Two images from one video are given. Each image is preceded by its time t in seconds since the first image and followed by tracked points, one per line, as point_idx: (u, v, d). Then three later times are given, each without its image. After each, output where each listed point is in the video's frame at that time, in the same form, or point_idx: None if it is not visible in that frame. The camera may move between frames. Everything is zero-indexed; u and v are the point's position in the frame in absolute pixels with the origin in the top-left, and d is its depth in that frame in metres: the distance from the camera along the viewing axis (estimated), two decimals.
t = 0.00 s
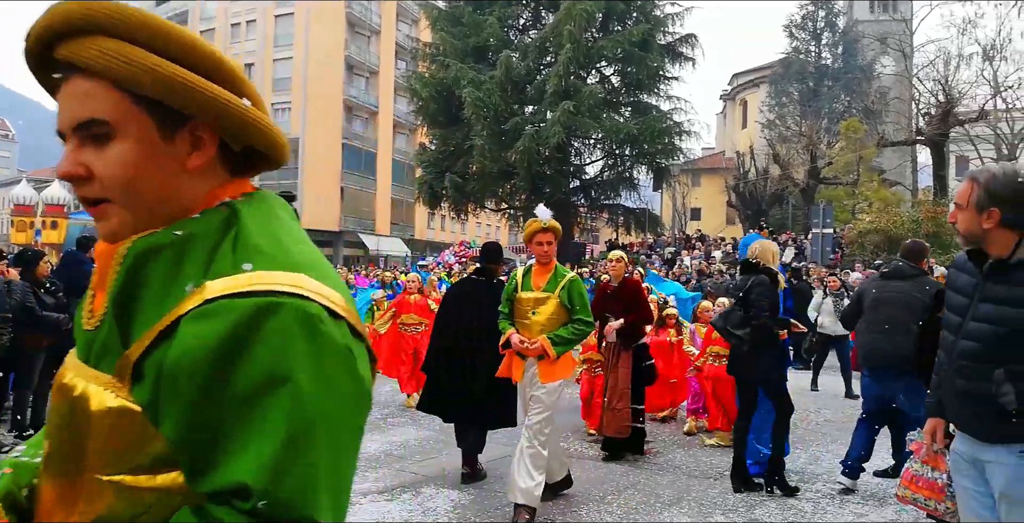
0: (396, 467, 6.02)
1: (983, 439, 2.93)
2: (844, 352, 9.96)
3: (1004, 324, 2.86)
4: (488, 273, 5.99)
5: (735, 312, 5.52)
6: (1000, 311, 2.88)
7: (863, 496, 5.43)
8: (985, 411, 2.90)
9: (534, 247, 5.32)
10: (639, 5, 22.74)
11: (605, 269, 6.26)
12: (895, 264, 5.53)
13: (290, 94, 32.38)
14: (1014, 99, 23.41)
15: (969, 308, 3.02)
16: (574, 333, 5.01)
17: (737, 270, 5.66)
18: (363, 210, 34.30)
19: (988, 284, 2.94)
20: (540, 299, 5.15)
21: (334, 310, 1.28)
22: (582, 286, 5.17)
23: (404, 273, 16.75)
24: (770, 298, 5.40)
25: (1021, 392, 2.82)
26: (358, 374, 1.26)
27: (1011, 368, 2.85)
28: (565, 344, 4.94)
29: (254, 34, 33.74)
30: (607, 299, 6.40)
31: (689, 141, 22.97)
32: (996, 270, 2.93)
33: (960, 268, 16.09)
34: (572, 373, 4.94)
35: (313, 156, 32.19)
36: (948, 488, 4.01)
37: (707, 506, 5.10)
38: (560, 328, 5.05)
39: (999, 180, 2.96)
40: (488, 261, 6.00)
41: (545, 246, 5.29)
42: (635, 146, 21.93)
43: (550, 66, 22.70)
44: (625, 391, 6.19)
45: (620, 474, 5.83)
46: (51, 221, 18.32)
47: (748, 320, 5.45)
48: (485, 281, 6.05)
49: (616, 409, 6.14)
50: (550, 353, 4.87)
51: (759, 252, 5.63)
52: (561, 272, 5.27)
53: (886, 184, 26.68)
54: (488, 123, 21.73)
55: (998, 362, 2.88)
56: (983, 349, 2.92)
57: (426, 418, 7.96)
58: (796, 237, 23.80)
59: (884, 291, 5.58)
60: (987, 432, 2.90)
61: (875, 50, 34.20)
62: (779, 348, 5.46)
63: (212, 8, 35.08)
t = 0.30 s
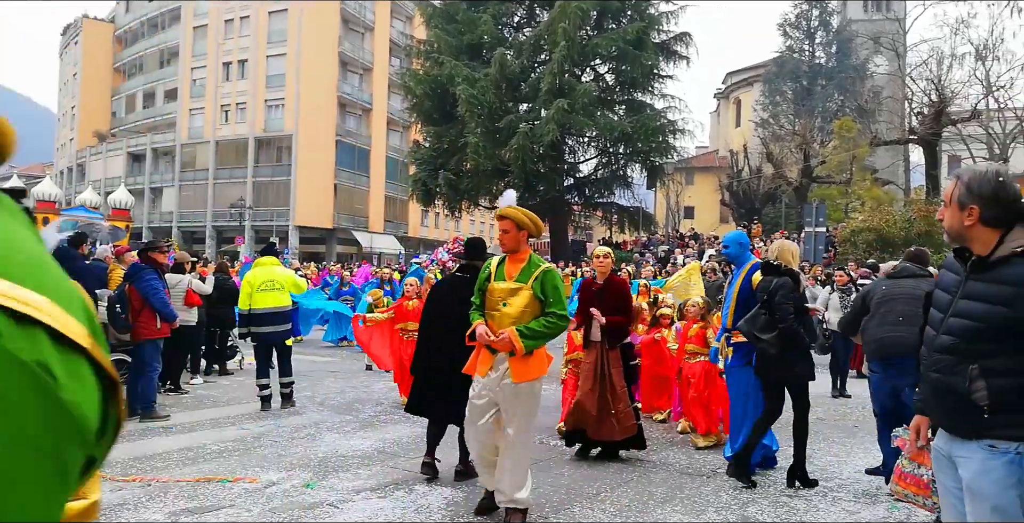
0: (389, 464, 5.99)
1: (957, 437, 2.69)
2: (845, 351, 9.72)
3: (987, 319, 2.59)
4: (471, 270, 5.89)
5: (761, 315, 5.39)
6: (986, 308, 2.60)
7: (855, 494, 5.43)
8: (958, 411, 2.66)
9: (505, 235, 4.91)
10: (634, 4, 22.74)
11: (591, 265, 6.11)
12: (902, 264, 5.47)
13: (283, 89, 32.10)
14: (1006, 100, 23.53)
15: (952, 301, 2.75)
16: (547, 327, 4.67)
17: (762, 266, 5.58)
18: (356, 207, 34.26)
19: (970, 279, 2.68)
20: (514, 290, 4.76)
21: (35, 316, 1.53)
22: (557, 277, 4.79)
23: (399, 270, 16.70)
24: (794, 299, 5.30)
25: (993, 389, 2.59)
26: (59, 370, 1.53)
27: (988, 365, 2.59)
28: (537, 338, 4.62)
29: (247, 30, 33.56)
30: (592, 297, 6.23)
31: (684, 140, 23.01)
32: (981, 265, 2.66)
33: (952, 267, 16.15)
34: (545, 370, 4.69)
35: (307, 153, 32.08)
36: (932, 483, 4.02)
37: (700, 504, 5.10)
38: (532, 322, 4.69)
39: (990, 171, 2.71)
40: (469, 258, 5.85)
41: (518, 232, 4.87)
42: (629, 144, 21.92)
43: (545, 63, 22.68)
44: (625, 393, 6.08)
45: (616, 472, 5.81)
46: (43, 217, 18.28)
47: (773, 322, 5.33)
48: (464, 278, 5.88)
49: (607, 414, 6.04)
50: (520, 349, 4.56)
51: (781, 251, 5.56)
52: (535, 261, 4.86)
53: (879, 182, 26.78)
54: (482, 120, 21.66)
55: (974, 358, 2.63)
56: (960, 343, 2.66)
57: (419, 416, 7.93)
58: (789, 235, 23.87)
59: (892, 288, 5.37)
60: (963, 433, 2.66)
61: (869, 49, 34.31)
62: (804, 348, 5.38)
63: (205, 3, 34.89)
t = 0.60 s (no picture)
0: (384, 464, 5.98)
1: (956, 441, 2.69)
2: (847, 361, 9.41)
3: (985, 318, 2.58)
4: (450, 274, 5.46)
5: (779, 314, 5.30)
6: (989, 307, 2.58)
7: (850, 496, 5.44)
8: (955, 412, 2.66)
9: (460, 238, 4.58)
10: (630, 5, 22.76)
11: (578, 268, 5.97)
12: (895, 267, 5.49)
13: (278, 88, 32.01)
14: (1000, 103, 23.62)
15: (955, 301, 2.74)
16: (508, 335, 4.32)
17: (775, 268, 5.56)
18: (351, 207, 34.21)
19: (974, 278, 2.68)
20: (472, 299, 4.43)
21: None
22: (518, 281, 4.44)
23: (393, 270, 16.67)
24: (812, 298, 5.27)
25: (990, 392, 2.57)
26: None
27: (984, 367, 2.58)
28: (498, 349, 4.26)
29: (242, 28, 33.45)
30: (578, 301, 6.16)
31: (679, 141, 23.04)
32: (985, 264, 2.66)
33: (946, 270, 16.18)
34: (513, 383, 4.34)
35: (302, 153, 32.01)
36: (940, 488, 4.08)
37: (695, 505, 5.10)
38: (493, 331, 4.34)
39: (998, 168, 2.68)
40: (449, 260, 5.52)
41: (474, 236, 4.55)
42: (625, 145, 21.92)
43: (541, 64, 22.67)
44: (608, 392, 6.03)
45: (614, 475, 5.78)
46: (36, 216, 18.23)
47: (790, 322, 5.29)
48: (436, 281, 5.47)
49: (594, 425, 5.85)
50: (480, 361, 4.22)
51: (799, 252, 5.54)
52: (495, 266, 4.52)
53: (873, 185, 26.84)
54: (477, 121, 21.63)
55: (973, 360, 2.62)
56: (961, 343, 2.65)
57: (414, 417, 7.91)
58: (784, 237, 23.90)
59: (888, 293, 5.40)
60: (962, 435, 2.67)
61: (863, 51, 34.42)
62: (817, 348, 5.38)
63: (200, 2, 34.79)
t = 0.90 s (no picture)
0: (380, 468, 5.95)
1: (965, 447, 2.68)
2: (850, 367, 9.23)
3: (990, 319, 2.55)
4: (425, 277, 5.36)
5: (785, 320, 5.38)
6: (991, 308, 2.55)
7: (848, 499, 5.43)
8: (963, 416, 2.65)
9: (409, 230, 4.21)
10: (626, 8, 22.80)
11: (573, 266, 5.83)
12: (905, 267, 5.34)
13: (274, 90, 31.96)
14: (994, 107, 23.69)
15: (967, 302, 2.70)
16: (461, 335, 3.95)
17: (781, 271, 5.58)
18: (347, 210, 34.17)
19: (985, 280, 2.64)
20: (421, 294, 4.09)
21: None
22: (473, 276, 4.09)
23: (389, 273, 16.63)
24: (819, 302, 5.25)
25: (995, 397, 2.54)
26: None
27: (989, 371, 2.55)
28: (450, 348, 3.90)
29: (238, 30, 33.39)
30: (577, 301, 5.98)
31: (675, 144, 23.06)
32: (996, 265, 2.63)
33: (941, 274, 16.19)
34: (463, 385, 3.98)
35: (298, 155, 31.95)
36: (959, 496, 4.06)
37: (692, 509, 5.08)
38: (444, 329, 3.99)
39: (1003, 168, 2.64)
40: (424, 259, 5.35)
41: (425, 228, 4.18)
42: (621, 148, 21.94)
43: (537, 67, 22.66)
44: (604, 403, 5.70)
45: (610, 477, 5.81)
46: (30, 218, 18.22)
47: (798, 327, 5.32)
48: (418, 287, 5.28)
49: (591, 428, 5.49)
50: (429, 361, 3.86)
51: (805, 258, 5.54)
52: (449, 260, 4.15)
53: (868, 189, 26.88)
54: (474, 123, 21.65)
55: (979, 363, 2.59)
56: (968, 345, 2.62)
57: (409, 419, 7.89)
58: (780, 240, 23.95)
59: (898, 294, 5.30)
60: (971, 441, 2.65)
61: (859, 56, 34.50)
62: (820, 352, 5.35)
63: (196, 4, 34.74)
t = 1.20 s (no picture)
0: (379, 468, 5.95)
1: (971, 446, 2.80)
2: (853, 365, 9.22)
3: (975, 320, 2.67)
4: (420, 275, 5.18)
5: (798, 322, 5.44)
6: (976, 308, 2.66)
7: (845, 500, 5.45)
8: (961, 416, 2.78)
9: (377, 229, 3.95)
10: (625, 9, 22.83)
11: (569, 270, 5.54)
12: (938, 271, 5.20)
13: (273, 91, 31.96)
14: (992, 109, 23.72)
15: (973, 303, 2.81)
16: (427, 344, 3.66)
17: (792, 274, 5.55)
18: (346, 210, 34.17)
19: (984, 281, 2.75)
20: (385, 300, 3.80)
21: None
22: (444, 281, 3.81)
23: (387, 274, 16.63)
24: (830, 302, 5.29)
25: (981, 395, 2.64)
26: None
27: (979, 372, 2.65)
28: (414, 358, 3.62)
29: (237, 30, 33.35)
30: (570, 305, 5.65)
31: (674, 145, 23.07)
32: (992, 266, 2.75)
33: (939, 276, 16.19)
34: (428, 396, 3.74)
35: (296, 155, 31.94)
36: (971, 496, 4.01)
37: (690, 510, 5.08)
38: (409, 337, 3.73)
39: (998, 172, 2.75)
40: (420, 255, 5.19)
41: (393, 227, 3.93)
42: (619, 149, 21.95)
43: (536, 68, 22.68)
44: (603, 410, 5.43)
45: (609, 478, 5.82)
46: (27, 217, 18.21)
47: (812, 328, 5.34)
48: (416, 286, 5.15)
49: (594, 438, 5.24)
50: (391, 371, 3.59)
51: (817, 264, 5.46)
52: (417, 262, 3.88)
53: (866, 190, 26.88)
54: (472, 124, 21.65)
55: (973, 363, 2.69)
56: (965, 346, 2.73)
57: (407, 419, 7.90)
58: (778, 242, 23.95)
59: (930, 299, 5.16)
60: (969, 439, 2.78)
61: (857, 57, 34.52)
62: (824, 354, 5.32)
63: (195, 4, 34.71)
